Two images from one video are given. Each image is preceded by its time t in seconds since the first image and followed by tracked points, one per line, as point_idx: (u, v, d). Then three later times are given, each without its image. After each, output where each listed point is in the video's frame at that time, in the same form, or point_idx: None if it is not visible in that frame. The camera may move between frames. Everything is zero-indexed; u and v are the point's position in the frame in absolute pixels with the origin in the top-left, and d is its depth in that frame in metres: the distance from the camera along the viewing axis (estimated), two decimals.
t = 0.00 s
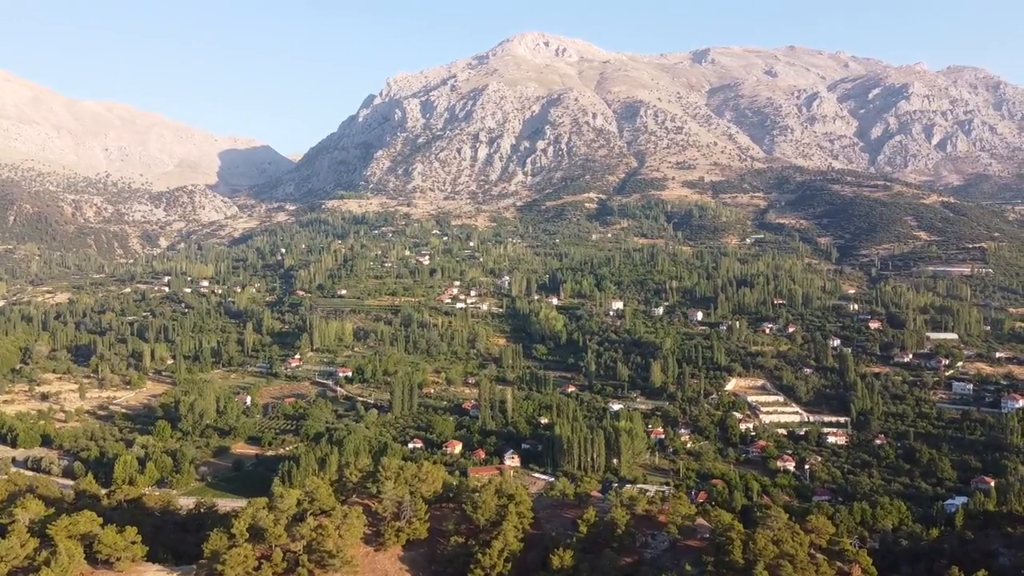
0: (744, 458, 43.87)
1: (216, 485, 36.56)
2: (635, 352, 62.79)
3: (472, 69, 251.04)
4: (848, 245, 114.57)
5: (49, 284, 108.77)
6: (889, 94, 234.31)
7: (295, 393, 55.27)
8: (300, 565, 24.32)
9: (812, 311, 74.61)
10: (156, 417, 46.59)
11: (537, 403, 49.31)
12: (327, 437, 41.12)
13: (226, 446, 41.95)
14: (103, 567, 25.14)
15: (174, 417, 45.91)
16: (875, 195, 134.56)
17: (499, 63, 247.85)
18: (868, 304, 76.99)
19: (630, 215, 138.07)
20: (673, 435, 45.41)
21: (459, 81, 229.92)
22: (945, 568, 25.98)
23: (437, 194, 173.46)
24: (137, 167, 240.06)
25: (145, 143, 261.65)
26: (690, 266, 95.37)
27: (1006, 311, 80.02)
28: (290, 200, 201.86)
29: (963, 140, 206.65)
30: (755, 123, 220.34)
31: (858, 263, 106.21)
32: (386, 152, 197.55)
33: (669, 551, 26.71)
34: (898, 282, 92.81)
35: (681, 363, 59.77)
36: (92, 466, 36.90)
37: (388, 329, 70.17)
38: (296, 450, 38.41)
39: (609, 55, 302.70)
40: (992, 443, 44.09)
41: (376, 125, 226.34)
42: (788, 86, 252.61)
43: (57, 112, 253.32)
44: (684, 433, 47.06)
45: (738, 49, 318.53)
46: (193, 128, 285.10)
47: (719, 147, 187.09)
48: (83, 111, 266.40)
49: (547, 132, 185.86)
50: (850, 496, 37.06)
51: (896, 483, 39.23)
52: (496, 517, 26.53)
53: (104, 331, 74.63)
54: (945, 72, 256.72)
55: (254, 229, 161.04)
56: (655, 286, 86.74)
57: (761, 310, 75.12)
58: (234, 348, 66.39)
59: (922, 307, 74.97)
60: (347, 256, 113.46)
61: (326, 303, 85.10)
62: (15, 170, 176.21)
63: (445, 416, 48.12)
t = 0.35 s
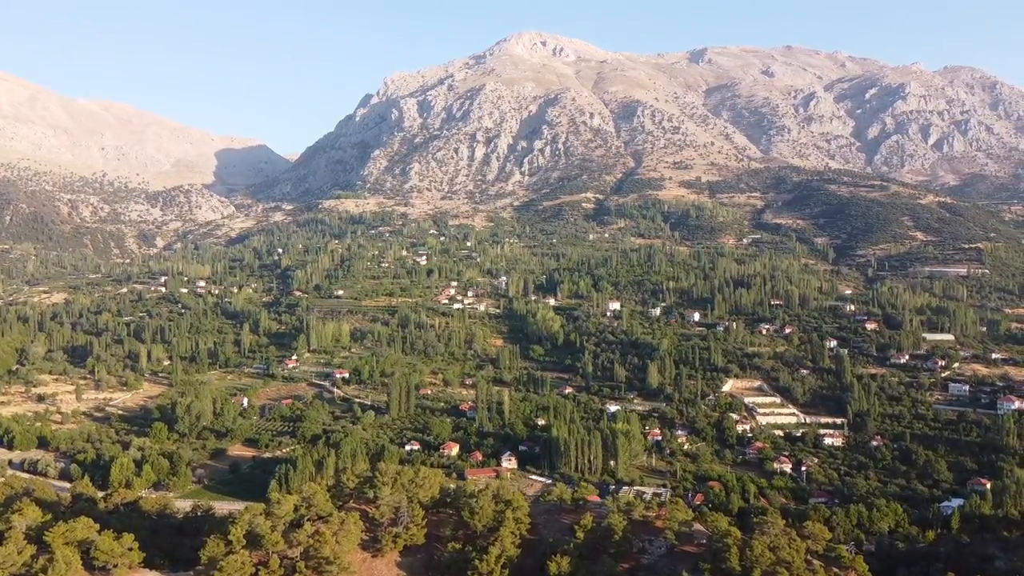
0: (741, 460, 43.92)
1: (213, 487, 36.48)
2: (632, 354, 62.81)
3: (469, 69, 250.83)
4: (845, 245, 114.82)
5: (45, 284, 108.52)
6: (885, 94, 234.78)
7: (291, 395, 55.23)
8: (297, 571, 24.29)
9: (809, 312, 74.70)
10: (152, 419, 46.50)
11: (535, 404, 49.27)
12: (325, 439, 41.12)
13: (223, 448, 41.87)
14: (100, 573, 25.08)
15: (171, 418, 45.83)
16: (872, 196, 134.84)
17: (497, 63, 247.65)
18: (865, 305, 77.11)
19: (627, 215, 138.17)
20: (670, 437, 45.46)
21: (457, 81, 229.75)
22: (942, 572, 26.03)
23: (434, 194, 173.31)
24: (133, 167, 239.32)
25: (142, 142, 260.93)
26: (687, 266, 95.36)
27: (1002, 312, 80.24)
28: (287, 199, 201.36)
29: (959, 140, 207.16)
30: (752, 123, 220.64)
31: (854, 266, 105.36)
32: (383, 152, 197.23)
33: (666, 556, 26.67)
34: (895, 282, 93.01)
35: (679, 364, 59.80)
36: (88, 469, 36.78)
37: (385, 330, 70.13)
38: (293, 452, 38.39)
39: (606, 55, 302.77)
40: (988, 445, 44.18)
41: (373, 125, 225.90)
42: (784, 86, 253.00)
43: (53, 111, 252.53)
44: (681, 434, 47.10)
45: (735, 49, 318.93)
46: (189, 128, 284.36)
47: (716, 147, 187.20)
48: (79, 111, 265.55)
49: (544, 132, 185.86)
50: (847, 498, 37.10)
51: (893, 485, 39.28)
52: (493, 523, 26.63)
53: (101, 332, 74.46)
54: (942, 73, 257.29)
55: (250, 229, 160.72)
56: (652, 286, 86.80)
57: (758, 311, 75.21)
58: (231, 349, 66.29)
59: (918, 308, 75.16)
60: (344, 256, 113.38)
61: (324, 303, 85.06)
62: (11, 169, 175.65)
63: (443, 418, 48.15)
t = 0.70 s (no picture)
0: (738, 461, 43.96)
1: (210, 488, 36.42)
2: (629, 354, 62.83)
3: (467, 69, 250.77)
4: (842, 246, 114.95)
5: (42, 284, 108.30)
6: (883, 95, 235.32)
7: (289, 396, 55.20)
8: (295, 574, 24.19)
9: (806, 312, 74.82)
10: (150, 420, 46.41)
11: (532, 404, 49.31)
12: (322, 440, 41.14)
13: (221, 449, 41.86)
14: None
15: (168, 419, 45.77)
16: (869, 196, 135.13)
17: (495, 63, 247.66)
18: (862, 305, 77.25)
19: (625, 215, 138.22)
20: (667, 437, 45.52)
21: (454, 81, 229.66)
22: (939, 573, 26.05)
23: (432, 194, 173.30)
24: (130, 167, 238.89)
25: (139, 142, 260.52)
26: (685, 267, 95.50)
27: (999, 312, 80.51)
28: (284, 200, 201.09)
29: (956, 141, 207.63)
30: (749, 123, 220.86)
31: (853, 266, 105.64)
32: (380, 152, 197.06)
33: (664, 559, 26.77)
34: (892, 283, 93.15)
35: (677, 365, 59.87)
36: (86, 470, 36.74)
37: (383, 331, 70.17)
38: (290, 454, 38.40)
39: (604, 55, 302.93)
40: (986, 445, 44.30)
41: (371, 125, 225.76)
42: (782, 86, 253.27)
43: (50, 111, 252.08)
44: (678, 435, 47.15)
45: (732, 49, 319.23)
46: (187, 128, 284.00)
47: (713, 147, 187.43)
48: (76, 110, 265.07)
49: (542, 132, 185.92)
50: (844, 499, 37.13)
51: (890, 486, 39.33)
52: (491, 525, 26.63)
53: (98, 332, 74.30)
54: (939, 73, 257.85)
55: (248, 229, 160.49)
56: (649, 287, 86.87)
57: (756, 311, 75.27)
58: (228, 349, 66.26)
59: (915, 308, 75.30)
60: (342, 256, 113.33)
61: (321, 304, 85.04)
62: (7, 169, 175.20)
63: (440, 418, 48.22)
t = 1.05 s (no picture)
0: (737, 460, 43.92)
1: (208, 488, 36.37)
2: (628, 354, 62.82)
3: (466, 68, 251.05)
4: (840, 245, 115.05)
5: (39, 283, 108.05)
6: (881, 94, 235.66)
7: (286, 395, 55.10)
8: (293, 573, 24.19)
9: (805, 312, 74.79)
10: (148, 419, 46.35)
11: (531, 404, 49.28)
12: (320, 439, 41.10)
13: (219, 449, 41.74)
14: None
15: (166, 420, 45.69)
16: (867, 196, 135.38)
17: (493, 62, 248.05)
18: (860, 305, 77.24)
19: (624, 215, 138.11)
20: (666, 437, 45.49)
21: (453, 80, 229.78)
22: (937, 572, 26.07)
23: (430, 194, 173.24)
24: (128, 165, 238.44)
25: (137, 141, 260.12)
26: (683, 266, 95.52)
27: (997, 312, 80.63)
28: (282, 199, 200.97)
29: (954, 140, 208.11)
30: (747, 122, 220.95)
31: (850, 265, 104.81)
32: (379, 151, 197.08)
33: (663, 558, 26.73)
34: (890, 283, 93.23)
35: (675, 364, 59.83)
36: (84, 469, 36.65)
37: (382, 330, 70.23)
38: (288, 453, 38.41)
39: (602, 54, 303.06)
40: (984, 445, 44.35)
41: (369, 124, 225.85)
42: (780, 86, 253.47)
43: (48, 110, 251.63)
44: (677, 435, 47.14)
45: (731, 49, 319.47)
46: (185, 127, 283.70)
47: (712, 147, 187.48)
48: (74, 109, 264.60)
49: (540, 132, 186.08)
50: (842, 498, 37.10)
51: (888, 485, 39.30)
52: (490, 524, 26.61)
53: (95, 332, 74.12)
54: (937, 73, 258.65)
55: (246, 228, 160.29)
56: (648, 286, 86.84)
57: (755, 311, 75.38)
58: (226, 349, 66.18)
59: (914, 308, 75.47)
60: (340, 256, 113.19)
61: (319, 303, 84.98)
62: (5, 168, 174.89)
63: (439, 418, 48.20)
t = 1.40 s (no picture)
0: (735, 459, 43.97)
1: (207, 488, 36.30)
2: (626, 353, 62.74)
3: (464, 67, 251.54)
4: (838, 245, 114.95)
5: (38, 282, 107.70)
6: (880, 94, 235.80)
7: (285, 395, 55.06)
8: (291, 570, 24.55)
9: (803, 312, 74.80)
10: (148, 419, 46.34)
11: (530, 403, 49.37)
12: (320, 439, 41.14)
13: (217, 448, 41.64)
14: None
15: (165, 418, 45.70)
16: (866, 195, 135.84)
17: (491, 61, 248.65)
18: (859, 304, 77.33)
19: (623, 214, 137.83)
20: (664, 436, 45.37)
21: (451, 79, 230.15)
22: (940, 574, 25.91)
23: (429, 193, 173.23)
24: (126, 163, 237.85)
25: (135, 139, 259.61)
26: (681, 266, 95.59)
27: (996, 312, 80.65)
28: (280, 197, 201.01)
29: (954, 140, 208.78)
30: (746, 121, 221.05)
31: (848, 265, 104.32)
32: (378, 150, 197.36)
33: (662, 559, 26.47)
34: (889, 283, 93.10)
35: (673, 364, 59.58)
36: (82, 469, 36.54)
37: (381, 330, 70.45)
38: (286, 453, 38.36)
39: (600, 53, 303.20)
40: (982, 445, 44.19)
41: (367, 122, 226.20)
42: (778, 85, 253.66)
43: (45, 108, 251.19)
44: (676, 434, 47.25)
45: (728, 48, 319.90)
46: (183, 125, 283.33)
47: (710, 146, 187.67)
48: (72, 108, 264.14)
49: (539, 131, 186.40)
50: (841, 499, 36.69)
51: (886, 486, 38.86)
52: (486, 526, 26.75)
53: (94, 331, 73.98)
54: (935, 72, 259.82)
55: (244, 227, 160.35)
56: (646, 286, 86.75)
57: (753, 311, 75.48)
58: (226, 349, 66.27)
59: (913, 307, 75.64)
60: (339, 255, 113.10)
61: (318, 303, 84.99)
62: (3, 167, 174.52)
63: (438, 417, 48.26)
